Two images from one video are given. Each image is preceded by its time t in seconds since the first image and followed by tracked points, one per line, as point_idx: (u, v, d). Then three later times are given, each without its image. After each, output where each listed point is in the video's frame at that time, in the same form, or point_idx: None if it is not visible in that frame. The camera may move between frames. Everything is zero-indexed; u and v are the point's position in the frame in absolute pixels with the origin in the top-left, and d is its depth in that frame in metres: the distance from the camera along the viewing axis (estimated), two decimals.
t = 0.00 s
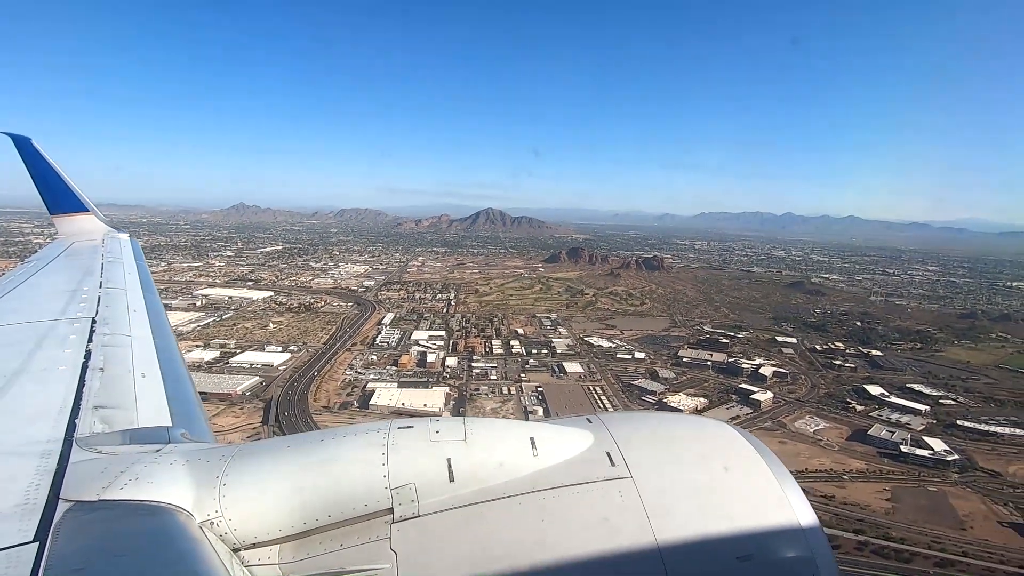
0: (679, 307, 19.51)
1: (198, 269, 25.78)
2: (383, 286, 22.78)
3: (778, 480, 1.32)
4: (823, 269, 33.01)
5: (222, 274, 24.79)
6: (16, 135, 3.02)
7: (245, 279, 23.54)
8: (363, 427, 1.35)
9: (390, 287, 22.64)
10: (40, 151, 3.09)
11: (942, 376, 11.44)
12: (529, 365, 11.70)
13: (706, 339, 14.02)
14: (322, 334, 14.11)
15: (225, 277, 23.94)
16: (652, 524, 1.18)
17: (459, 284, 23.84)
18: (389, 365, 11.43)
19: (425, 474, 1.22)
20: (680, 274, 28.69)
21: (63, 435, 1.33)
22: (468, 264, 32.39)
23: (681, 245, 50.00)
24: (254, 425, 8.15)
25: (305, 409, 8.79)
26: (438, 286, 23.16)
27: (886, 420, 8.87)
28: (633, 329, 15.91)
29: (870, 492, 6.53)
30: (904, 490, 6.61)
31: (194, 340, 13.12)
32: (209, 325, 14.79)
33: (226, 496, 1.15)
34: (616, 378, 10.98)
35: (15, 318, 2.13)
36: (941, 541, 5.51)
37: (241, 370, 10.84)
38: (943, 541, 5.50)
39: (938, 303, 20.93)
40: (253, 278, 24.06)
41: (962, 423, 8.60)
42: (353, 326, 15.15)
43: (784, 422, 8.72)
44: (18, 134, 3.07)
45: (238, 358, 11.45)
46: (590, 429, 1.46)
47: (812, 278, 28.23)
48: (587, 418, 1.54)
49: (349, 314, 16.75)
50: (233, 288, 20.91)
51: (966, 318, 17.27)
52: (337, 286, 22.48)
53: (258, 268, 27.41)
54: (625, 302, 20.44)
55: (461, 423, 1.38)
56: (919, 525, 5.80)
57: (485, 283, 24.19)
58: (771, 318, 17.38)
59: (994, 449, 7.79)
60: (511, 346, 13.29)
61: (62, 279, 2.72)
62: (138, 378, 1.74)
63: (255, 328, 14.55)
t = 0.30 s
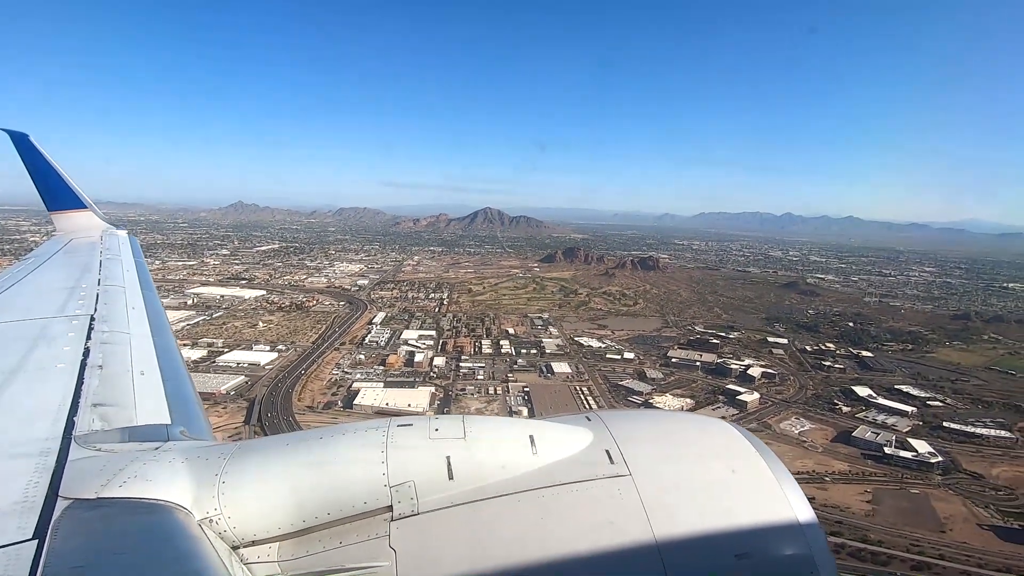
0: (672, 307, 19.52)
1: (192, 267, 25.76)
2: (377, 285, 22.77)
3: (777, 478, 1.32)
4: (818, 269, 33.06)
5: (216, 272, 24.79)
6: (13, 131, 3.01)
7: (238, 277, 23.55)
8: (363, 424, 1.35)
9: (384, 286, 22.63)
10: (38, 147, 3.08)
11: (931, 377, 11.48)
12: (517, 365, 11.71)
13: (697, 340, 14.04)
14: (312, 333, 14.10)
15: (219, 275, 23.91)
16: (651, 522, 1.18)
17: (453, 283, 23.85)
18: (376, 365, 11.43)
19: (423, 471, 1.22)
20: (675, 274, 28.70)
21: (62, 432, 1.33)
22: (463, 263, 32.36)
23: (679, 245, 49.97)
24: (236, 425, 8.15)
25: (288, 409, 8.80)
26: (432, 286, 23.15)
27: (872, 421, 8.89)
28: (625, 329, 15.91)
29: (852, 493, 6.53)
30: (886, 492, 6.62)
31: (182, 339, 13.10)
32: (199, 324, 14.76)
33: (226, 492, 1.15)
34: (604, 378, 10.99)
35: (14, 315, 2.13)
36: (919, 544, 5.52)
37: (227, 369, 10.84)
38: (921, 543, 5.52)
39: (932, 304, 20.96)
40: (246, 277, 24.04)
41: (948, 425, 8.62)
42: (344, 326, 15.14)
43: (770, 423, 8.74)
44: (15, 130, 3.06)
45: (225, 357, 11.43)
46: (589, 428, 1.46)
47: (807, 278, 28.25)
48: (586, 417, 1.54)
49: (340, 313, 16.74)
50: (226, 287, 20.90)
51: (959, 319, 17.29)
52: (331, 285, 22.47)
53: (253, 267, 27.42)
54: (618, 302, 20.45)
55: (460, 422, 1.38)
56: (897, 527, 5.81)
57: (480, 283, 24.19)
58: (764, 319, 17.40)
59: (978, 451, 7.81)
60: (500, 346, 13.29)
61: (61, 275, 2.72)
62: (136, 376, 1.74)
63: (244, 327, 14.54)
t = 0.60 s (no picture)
0: (665, 309, 19.54)
1: (186, 267, 25.76)
2: (371, 286, 22.77)
3: (775, 478, 1.32)
4: (813, 272, 33.12)
5: (210, 272, 24.78)
6: (10, 127, 3.01)
7: (232, 278, 23.54)
8: (361, 422, 1.35)
9: (377, 287, 22.62)
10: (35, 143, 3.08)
11: (920, 381, 11.51)
12: (505, 367, 11.71)
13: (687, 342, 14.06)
14: (301, 334, 14.08)
15: (213, 276, 23.90)
16: (648, 519, 1.18)
17: (446, 285, 23.85)
18: (363, 366, 11.43)
19: (422, 468, 1.22)
20: (670, 276, 28.72)
21: (60, 430, 1.33)
22: (459, 264, 32.36)
23: (676, 247, 49.99)
24: (217, 426, 8.14)
25: (271, 410, 8.82)
26: (425, 287, 23.15)
27: (857, 425, 8.90)
28: (616, 331, 15.92)
29: (833, 498, 6.54)
30: (867, 496, 6.62)
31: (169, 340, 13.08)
32: (188, 324, 14.75)
33: (225, 491, 1.15)
34: (591, 380, 11.01)
35: (15, 311, 2.13)
36: (897, 549, 5.53)
37: (212, 370, 10.82)
38: (899, 548, 5.52)
39: (925, 307, 21.01)
40: (240, 277, 24.03)
41: (934, 429, 8.64)
42: (333, 327, 15.15)
43: (756, 426, 8.74)
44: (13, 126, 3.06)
45: (211, 358, 11.41)
46: (587, 425, 1.47)
47: (803, 281, 28.26)
48: (585, 415, 1.55)
49: (331, 314, 16.74)
50: (218, 287, 20.88)
51: (952, 323, 17.32)
52: (324, 286, 22.46)
53: (247, 267, 27.40)
54: (611, 304, 20.47)
55: (458, 420, 1.38)
56: (876, 532, 5.82)
57: (473, 284, 24.18)
58: (756, 322, 17.43)
59: (963, 456, 7.83)
60: (489, 347, 13.29)
61: (59, 272, 2.72)
62: (135, 374, 1.73)
63: (233, 327, 14.52)
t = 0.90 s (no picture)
0: (658, 313, 19.54)
1: (180, 269, 25.74)
2: (365, 289, 22.76)
3: (774, 477, 1.32)
4: (809, 276, 33.18)
5: (204, 274, 24.75)
6: (10, 126, 3.01)
7: (225, 280, 23.51)
8: (359, 421, 1.35)
9: (371, 290, 22.59)
10: (33, 141, 3.07)
11: (910, 386, 11.51)
12: (493, 371, 11.68)
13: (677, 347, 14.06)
14: (290, 337, 14.04)
15: (206, 278, 23.88)
16: (647, 518, 1.18)
17: (440, 288, 23.84)
18: (350, 369, 11.42)
19: (421, 467, 1.22)
20: (666, 280, 28.75)
21: (59, 429, 1.33)
22: (455, 268, 32.35)
23: (673, 251, 50.02)
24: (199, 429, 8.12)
25: (254, 413, 8.79)
26: (419, 290, 23.14)
27: (844, 431, 8.89)
28: (608, 335, 15.92)
29: (815, 504, 6.52)
30: (850, 502, 6.62)
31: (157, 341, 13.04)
32: (178, 326, 14.72)
33: (223, 490, 1.15)
34: (578, 384, 11.00)
35: (15, 310, 2.13)
36: (876, 557, 5.50)
37: (199, 372, 10.79)
38: (879, 556, 5.50)
39: (919, 312, 21.05)
40: (234, 279, 24.01)
41: (921, 435, 8.64)
42: (324, 329, 15.13)
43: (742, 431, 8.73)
44: (12, 124, 3.06)
45: (197, 360, 11.38)
46: (587, 425, 1.47)
47: (798, 285, 28.31)
48: (584, 414, 1.55)
49: (322, 317, 16.71)
50: (211, 289, 20.87)
51: (945, 328, 17.36)
52: (318, 289, 22.44)
53: (242, 269, 27.39)
54: (604, 308, 20.47)
55: (457, 419, 1.38)
56: (855, 539, 5.81)
57: (467, 287, 24.17)
58: (749, 326, 17.45)
59: (948, 462, 7.83)
60: (479, 351, 13.27)
61: (58, 271, 2.71)
62: (133, 374, 1.73)
63: (223, 330, 14.49)
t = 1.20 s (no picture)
0: (652, 318, 19.54)
1: (175, 272, 25.74)
2: (359, 292, 22.75)
3: (773, 478, 1.33)
4: (805, 281, 33.23)
5: (199, 277, 24.75)
6: (9, 125, 3.01)
7: (220, 282, 23.51)
8: (358, 422, 1.35)
9: (366, 293, 22.57)
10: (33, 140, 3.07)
11: (900, 392, 11.52)
12: (481, 375, 11.66)
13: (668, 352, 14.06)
14: (281, 340, 14.01)
15: (201, 280, 23.86)
16: (646, 518, 1.19)
17: (435, 291, 23.85)
18: (338, 373, 11.40)
19: (420, 468, 1.22)
20: (662, 284, 28.79)
21: (59, 429, 1.33)
22: (451, 271, 32.35)
23: (671, 256, 50.07)
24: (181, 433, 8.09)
25: (236, 417, 8.75)
26: (414, 293, 23.14)
27: (831, 437, 8.87)
28: (600, 339, 15.91)
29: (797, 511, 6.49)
30: (833, 509, 6.59)
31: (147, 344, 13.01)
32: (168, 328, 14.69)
33: (223, 489, 1.15)
34: (566, 389, 10.97)
35: (14, 309, 2.13)
36: (856, 565, 5.47)
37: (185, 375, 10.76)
38: (858, 564, 5.46)
39: (914, 318, 21.07)
40: (228, 282, 23.99)
41: (909, 442, 8.64)
42: (314, 333, 15.09)
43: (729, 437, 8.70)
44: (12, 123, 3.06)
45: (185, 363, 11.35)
46: (587, 425, 1.47)
47: (795, 291, 28.34)
48: (583, 415, 1.55)
49: (314, 320, 16.68)
50: (204, 292, 20.85)
51: (940, 334, 17.39)
52: (312, 292, 22.43)
53: (237, 272, 27.40)
54: (598, 312, 20.47)
55: (457, 420, 1.38)
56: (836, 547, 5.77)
57: (462, 291, 24.18)
58: (742, 331, 17.46)
59: (935, 469, 7.83)
60: (469, 355, 13.25)
61: (57, 270, 2.71)
62: (133, 374, 1.72)
63: (213, 333, 14.45)
